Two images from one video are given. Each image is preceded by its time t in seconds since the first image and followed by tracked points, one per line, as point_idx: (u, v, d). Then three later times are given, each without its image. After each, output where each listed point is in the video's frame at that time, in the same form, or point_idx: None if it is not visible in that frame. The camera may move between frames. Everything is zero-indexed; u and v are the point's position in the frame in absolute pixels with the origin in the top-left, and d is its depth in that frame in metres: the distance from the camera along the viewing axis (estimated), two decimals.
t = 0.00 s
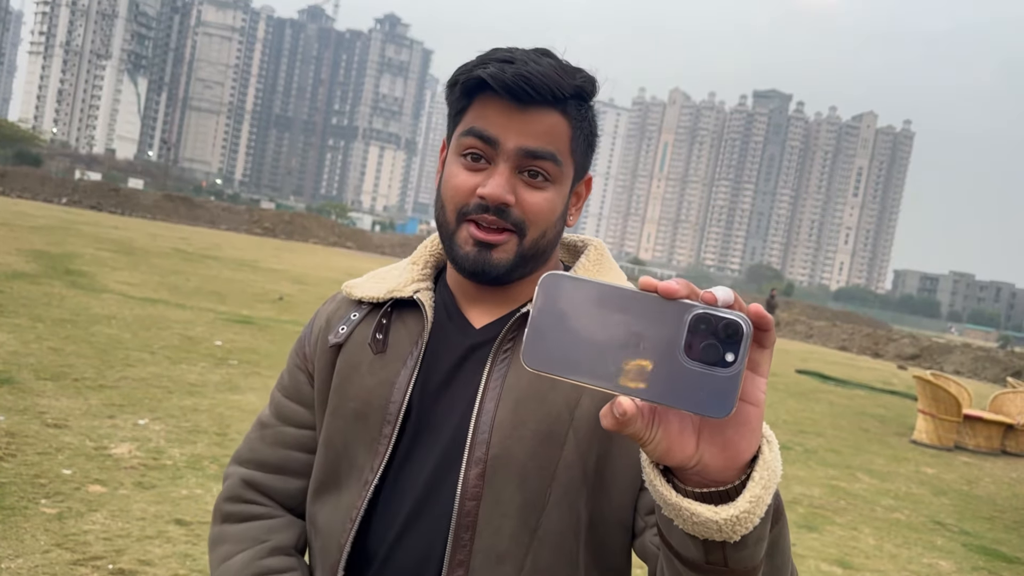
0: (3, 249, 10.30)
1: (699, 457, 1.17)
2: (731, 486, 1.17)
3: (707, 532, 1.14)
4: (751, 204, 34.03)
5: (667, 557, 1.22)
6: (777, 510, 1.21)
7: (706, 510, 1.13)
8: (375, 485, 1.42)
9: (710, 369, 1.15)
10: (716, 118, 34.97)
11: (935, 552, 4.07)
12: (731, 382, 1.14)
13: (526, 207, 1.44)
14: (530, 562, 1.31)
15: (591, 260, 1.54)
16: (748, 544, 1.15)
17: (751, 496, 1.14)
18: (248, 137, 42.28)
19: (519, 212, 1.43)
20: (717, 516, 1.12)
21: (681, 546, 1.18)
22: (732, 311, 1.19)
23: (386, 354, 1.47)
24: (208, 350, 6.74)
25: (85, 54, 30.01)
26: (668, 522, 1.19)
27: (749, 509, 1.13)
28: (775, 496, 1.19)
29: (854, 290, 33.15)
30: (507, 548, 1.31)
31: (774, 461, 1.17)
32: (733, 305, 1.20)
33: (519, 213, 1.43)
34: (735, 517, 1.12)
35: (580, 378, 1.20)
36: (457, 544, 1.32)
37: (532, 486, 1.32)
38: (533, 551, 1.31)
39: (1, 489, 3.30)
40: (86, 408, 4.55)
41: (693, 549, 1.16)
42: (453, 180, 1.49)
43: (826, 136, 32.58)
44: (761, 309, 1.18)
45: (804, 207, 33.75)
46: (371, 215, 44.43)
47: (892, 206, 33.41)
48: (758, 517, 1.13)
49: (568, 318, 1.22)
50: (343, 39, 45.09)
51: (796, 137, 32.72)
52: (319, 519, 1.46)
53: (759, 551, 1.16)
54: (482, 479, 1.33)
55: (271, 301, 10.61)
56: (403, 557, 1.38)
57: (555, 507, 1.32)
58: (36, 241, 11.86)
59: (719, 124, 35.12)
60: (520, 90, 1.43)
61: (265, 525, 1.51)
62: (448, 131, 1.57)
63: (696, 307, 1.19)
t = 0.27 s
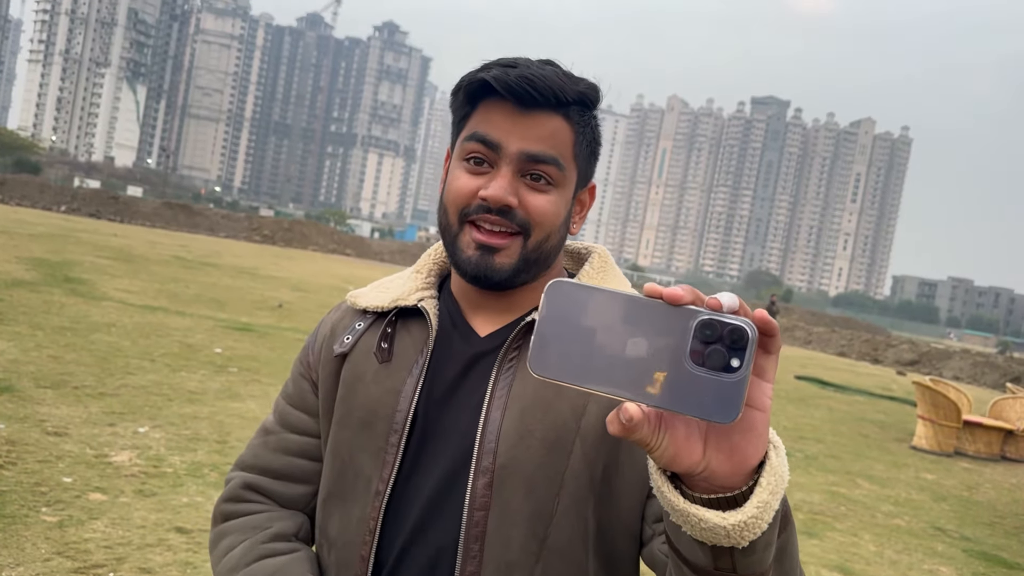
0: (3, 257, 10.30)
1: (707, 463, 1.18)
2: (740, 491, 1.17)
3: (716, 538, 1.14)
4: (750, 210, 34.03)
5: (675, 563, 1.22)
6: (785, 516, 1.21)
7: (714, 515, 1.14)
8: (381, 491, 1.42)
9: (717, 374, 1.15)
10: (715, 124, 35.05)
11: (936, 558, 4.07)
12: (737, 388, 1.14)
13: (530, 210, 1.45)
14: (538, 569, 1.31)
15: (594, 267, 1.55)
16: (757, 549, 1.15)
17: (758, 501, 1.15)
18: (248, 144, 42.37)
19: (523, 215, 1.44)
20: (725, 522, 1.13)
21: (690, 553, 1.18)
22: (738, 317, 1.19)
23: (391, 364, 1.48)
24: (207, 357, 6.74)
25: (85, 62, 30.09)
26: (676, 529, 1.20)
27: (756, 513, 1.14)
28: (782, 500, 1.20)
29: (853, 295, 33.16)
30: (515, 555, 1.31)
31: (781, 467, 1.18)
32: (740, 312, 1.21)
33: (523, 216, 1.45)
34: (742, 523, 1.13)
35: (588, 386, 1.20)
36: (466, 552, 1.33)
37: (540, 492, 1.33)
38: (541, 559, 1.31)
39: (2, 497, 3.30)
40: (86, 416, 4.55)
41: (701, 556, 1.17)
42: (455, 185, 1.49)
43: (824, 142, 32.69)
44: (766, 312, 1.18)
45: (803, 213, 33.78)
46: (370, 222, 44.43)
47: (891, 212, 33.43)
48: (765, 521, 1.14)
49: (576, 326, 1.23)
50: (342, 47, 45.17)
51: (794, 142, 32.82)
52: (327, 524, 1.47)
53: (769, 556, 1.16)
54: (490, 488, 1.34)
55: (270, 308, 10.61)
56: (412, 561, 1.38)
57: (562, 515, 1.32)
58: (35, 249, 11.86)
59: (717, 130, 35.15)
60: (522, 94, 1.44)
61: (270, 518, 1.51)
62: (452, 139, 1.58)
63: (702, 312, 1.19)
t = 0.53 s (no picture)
0: (3, 264, 10.32)
1: (706, 480, 1.19)
2: (738, 508, 1.18)
3: (714, 555, 1.16)
4: (749, 214, 34.03)
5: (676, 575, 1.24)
6: (784, 529, 1.22)
7: (713, 533, 1.15)
8: (384, 501, 1.43)
9: (714, 392, 1.14)
10: (714, 128, 35.09)
11: (936, 561, 4.07)
12: (736, 407, 1.13)
13: (526, 222, 1.45)
14: None
15: (592, 273, 1.55)
16: (753, 565, 1.17)
17: (756, 519, 1.16)
18: (248, 149, 42.44)
19: (519, 227, 1.45)
20: (724, 539, 1.15)
21: (689, 567, 1.20)
22: (737, 335, 1.19)
23: (391, 372, 1.48)
24: (208, 363, 6.75)
25: (84, 68, 30.16)
26: (676, 544, 1.21)
27: (755, 532, 1.15)
28: (782, 515, 1.21)
29: (853, 299, 33.16)
30: (514, 567, 1.32)
31: (781, 484, 1.18)
32: (738, 329, 1.21)
33: (519, 228, 1.45)
34: (742, 541, 1.15)
35: (589, 402, 1.19)
36: (467, 565, 1.34)
37: (541, 503, 1.33)
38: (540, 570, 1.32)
39: (2, 503, 3.31)
40: (86, 422, 4.55)
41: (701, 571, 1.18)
42: (452, 194, 1.50)
43: (823, 146, 32.74)
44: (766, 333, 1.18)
45: (802, 217, 33.78)
46: (370, 227, 44.46)
47: (891, 215, 33.40)
48: (764, 540, 1.15)
49: (574, 334, 1.21)
50: (341, 53, 45.26)
51: (793, 146, 32.84)
52: (333, 533, 1.48)
53: (767, 569, 1.18)
54: (489, 500, 1.35)
55: (270, 314, 10.61)
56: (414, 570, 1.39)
57: (564, 527, 1.33)
58: (35, 255, 11.88)
59: (716, 134, 35.32)
60: (517, 106, 1.44)
61: (277, 525, 1.50)
62: (447, 146, 1.57)
63: (699, 331, 1.18)
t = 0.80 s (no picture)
0: (8, 272, 10.36)
1: (714, 473, 1.19)
2: (748, 502, 1.19)
3: (724, 550, 1.16)
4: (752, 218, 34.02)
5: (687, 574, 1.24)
6: (796, 525, 1.23)
7: (722, 528, 1.16)
8: (396, 510, 1.43)
9: (721, 383, 1.15)
10: (716, 133, 35.13)
11: (941, 565, 4.06)
12: (741, 397, 1.14)
13: (537, 225, 1.46)
14: None
15: (599, 275, 1.57)
16: (766, 561, 1.17)
17: (766, 513, 1.16)
18: (251, 156, 42.50)
19: (529, 229, 1.46)
20: (732, 534, 1.15)
21: (698, 563, 1.20)
22: (739, 324, 1.19)
23: (400, 377, 1.48)
24: (211, 370, 6.75)
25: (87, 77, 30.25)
26: (685, 541, 1.22)
27: (765, 525, 1.15)
28: (792, 509, 1.21)
29: (857, 303, 33.14)
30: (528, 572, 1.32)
31: (790, 476, 1.19)
32: (742, 318, 1.21)
33: (531, 230, 1.46)
34: (752, 534, 1.14)
35: (598, 397, 1.19)
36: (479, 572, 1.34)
37: (553, 510, 1.34)
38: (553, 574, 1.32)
39: (8, 510, 3.32)
40: (91, 429, 4.56)
41: (710, 566, 1.19)
42: (460, 197, 1.51)
43: (826, 150, 32.73)
44: (770, 321, 1.18)
45: (805, 221, 33.76)
46: (373, 233, 44.49)
47: (894, 219, 33.35)
48: (774, 533, 1.15)
49: (580, 327, 1.22)
50: (344, 59, 45.35)
51: (796, 150, 32.85)
52: (343, 544, 1.47)
53: (780, 566, 1.18)
54: (501, 506, 1.35)
55: (274, 320, 10.63)
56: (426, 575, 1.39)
57: (576, 532, 1.34)
58: (39, 263, 11.91)
59: (718, 139, 35.30)
60: (528, 105, 1.45)
61: (294, 543, 1.50)
62: (455, 149, 1.59)
63: (704, 320, 1.18)
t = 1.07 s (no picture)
0: (20, 282, 10.42)
1: (719, 494, 1.20)
2: (756, 525, 1.20)
3: None
4: (762, 223, 33.89)
5: None
6: (808, 551, 1.27)
7: (728, 552, 1.17)
8: (411, 529, 1.43)
9: (715, 400, 1.14)
10: (725, 137, 35.06)
11: (955, 570, 4.03)
12: (744, 412, 1.13)
13: (558, 227, 1.46)
14: None
15: (620, 282, 1.56)
16: None
17: (773, 538, 1.17)
18: (261, 166, 42.64)
19: (551, 231, 1.46)
20: (738, 559, 1.16)
21: None
22: (743, 338, 1.18)
23: (412, 390, 1.48)
24: (222, 378, 6.77)
25: (97, 88, 30.49)
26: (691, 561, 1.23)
27: (771, 551, 1.16)
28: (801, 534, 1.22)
29: (868, 307, 33.01)
30: None
31: (799, 500, 1.19)
32: (748, 334, 1.19)
33: (552, 231, 1.46)
34: (756, 559, 1.16)
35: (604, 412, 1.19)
36: None
37: (567, 532, 1.34)
38: None
39: (20, 518, 3.33)
40: (102, 438, 4.58)
41: None
42: (479, 197, 1.51)
43: (836, 154, 32.67)
44: (776, 336, 1.19)
45: (815, 224, 33.64)
46: (382, 242, 44.57)
47: (904, 222, 33.21)
48: (778, 560, 1.17)
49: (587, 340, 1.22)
50: (352, 68, 45.53)
51: (805, 155, 32.88)
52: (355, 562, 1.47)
53: None
54: (514, 524, 1.36)
55: (284, 329, 10.66)
56: None
57: (590, 555, 1.33)
58: (50, 273, 11.97)
59: (727, 144, 35.20)
60: (557, 103, 1.46)
61: None
62: (476, 147, 1.59)
63: (706, 335, 1.18)
